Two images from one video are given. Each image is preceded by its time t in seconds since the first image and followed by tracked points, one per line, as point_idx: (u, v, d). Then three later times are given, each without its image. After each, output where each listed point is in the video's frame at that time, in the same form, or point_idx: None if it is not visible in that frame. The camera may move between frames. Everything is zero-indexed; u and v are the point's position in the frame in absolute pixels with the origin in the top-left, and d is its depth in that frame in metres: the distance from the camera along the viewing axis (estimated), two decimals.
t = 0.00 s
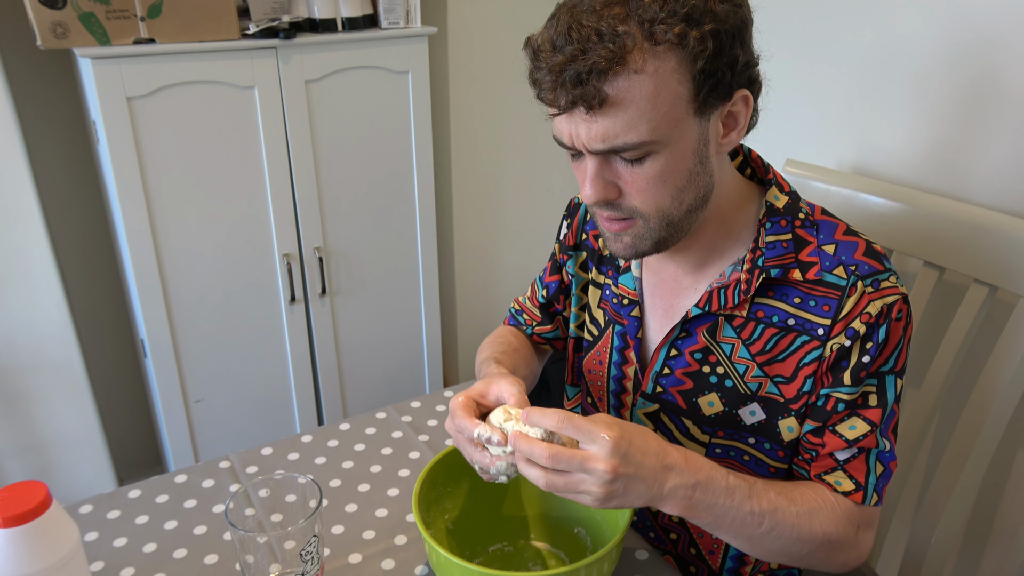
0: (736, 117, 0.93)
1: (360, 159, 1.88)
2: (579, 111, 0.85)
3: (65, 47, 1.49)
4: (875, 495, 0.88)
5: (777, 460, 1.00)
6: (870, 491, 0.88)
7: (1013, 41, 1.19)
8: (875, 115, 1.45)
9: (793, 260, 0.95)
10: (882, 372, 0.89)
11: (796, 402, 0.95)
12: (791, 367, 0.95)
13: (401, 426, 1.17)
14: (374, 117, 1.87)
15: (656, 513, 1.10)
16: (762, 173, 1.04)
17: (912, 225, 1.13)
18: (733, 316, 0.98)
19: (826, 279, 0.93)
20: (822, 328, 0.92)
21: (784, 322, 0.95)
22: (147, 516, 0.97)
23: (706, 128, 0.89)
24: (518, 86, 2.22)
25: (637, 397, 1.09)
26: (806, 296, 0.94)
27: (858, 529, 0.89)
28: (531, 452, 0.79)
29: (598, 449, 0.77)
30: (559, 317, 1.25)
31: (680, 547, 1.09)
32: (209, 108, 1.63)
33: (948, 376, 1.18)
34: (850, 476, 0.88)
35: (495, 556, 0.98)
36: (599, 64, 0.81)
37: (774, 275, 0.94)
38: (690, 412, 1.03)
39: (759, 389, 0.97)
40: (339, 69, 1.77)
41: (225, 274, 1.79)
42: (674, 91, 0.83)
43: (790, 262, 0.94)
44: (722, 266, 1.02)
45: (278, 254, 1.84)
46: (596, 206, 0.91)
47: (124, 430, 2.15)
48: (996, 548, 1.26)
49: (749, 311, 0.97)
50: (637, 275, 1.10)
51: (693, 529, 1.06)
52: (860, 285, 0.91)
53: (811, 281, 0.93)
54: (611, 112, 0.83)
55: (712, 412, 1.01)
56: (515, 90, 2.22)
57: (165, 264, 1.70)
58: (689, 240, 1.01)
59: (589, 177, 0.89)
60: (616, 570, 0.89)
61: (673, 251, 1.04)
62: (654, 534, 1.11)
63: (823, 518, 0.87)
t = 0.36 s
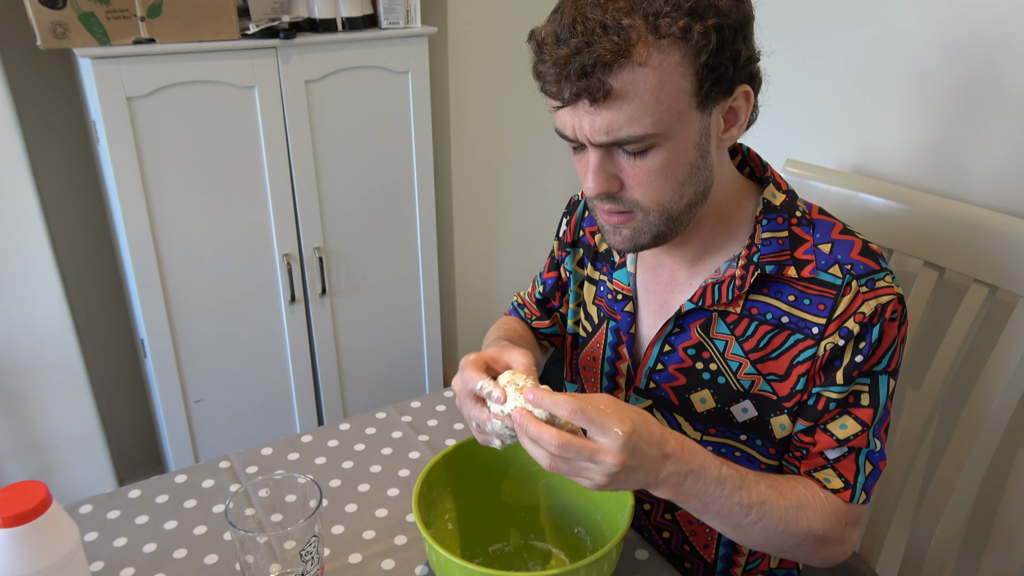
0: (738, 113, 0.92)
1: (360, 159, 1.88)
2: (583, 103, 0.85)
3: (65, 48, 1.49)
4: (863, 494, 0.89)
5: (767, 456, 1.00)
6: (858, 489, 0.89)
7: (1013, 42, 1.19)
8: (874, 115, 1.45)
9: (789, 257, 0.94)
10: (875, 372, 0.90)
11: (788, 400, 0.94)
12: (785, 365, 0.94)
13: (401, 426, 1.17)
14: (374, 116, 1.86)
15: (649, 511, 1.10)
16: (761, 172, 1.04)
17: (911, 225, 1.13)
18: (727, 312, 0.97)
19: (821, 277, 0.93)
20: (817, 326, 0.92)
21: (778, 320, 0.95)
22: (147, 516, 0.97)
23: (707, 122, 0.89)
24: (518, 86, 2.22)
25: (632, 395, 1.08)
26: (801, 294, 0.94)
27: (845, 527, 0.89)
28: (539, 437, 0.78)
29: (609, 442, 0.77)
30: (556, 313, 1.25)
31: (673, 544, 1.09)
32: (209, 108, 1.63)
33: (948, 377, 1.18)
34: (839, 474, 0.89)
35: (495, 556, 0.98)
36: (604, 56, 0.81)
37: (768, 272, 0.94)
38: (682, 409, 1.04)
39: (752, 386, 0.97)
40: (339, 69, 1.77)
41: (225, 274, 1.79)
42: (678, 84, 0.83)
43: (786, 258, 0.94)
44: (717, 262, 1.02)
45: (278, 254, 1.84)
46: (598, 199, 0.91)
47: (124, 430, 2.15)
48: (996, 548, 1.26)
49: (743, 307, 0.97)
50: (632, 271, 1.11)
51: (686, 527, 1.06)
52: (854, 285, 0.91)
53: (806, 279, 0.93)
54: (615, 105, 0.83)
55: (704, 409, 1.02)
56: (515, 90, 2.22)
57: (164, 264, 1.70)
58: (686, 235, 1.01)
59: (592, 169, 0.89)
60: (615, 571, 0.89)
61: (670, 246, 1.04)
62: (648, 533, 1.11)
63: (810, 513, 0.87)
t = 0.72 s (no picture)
0: (739, 110, 0.93)
1: (360, 158, 1.88)
2: (586, 93, 0.84)
3: (65, 48, 1.49)
4: (869, 491, 0.88)
5: (771, 455, 1.00)
6: (865, 486, 0.88)
7: (1013, 41, 1.19)
8: (874, 115, 1.45)
9: (789, 253, 0.94)
10: (877, 367, 0.89)
11: (791, 397, 0.95)
12: (786, 362, 0.94)
13: (401, 426, 1.17)
14: (374, 117, 1.87)
15: (650, 510, 1.10)
16: (759, 170, 1.04)
17: (911, 224, 1.13)
18: (728, 310, 0.97)
19: (821, 273, 0.93)
20: (818, 322, 0.92)
21: (779, 316, 0.95)
22: (147, 516, 0.97)
23: (709, 117, 0.89)
24: (518, 86, 2.22)
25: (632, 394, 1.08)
26: (802, 290, 0.93)
27: (854, 524, 0.88)
28: (527, 419, 0.80)
29: (594, 423, 0.77)
30: (555, 311, 1.24)
31: (673, 544, 1.09)
32: (209, 108, 1.63)
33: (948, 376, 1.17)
34: (845, 470, 0.89)
35: (496, 555, 0.99)
36: (609, 45, 0.81)
37: (770, 268, 0.94)
38: (683, 406, 1.05)
39: (753, 383, 0.97)
40: (339, 69, 1.77)
41: (225, 275, 1.79)
42: (682, 76, 0.83)
43: (786, 255, 0.94)
44: (717, 260, 1.02)
45: (278, 254, 1.84)
46: (599, 191, 0.90)
47: (124, 430, 2.15)
48: (996, 548, 1.26)
49: (745, 305, 0.97)
50: (632, 270, 1.11)
51: (687, 526, 1.06)
52: (856, 279, 0.91)
53: (807, 275, 0.93)
54: (618, 94, 0.82)
55: (705, 407, 1.03)
56: (515, 90, 2.22)
57: (164, 264, 1.70)
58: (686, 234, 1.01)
59: (593, 160, 0.89)
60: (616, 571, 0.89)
61: (671, 244, 1.04)
62: (648, 532, 1.11)
63: (817, 507, 0.86)
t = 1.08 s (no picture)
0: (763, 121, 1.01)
1: (360, 158, 1.88)
2: (713, 44, 0.85)
3: (65, 48, 1.49)
4: (885, 485, 0.88)
5: (773, 455, 0.99)
6: (880, 481, 0.88)
7: (1012, 41, 1.19)
8: (874, 115, 1.45)
9: (779, 254, 0.95)
10: (881, 363, 0.89)
11: (789, 397, 0.95)
12: (782, 363, 0.94)
13: (401, 426, 1.17)
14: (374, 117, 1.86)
15: (654, 515, 1.09)
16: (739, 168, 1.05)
17: (911, 225, 1.13)
18: (723, 315, 0.97)
19: (812, 272, 0.93)
20: (812, 322, 0.92)
21: (772, 319, 0.94)
22: (147, 516, 0.97)
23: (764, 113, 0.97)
24: (519, 86, 2.22)
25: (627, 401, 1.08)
26: (793, 291, 0.94)
27: (872, 520, 0.88)
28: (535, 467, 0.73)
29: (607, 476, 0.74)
30: (553, 323, 1.23)
31: (678, 549, 1.09)
32: (209, 109, 1.63)
33: (949, 376, 1.17)
34: (859, 468, 0.88)
35: (496, 556, 0.98)
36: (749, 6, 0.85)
37: (760, 271, 0.94)
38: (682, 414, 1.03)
39: (751, 386, 0.97)
40: (339, 69, 1.77)
41: (225, 275, 1.79)
42: (773, 62, 0.90)
43: (775, 256, 0.95)
44: (710, 266, 1.02)
45: (278, 254, 1.84)
46: (681, 155, 0.88)
47: (124, 430, 2.15)
48: (996, 549, 1.26)
49: (739, 309, 0.96)
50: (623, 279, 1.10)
51: (692, 530, 1.06)
52: (846, 277, 0.91)
53: (797, 275, 0.94)
54: (741, 54, 0.86)
55: (704, 413, 1.01)
56: (515, 91, 2.22)
57: (164, 264, 1.70)
58: (679, 242, 1.00)
59: (687, 119, 0.88)
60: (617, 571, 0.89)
61: (664, 253, 1.03)
62: (653, 535, 1.11)
63: (839, 514, 0.86)
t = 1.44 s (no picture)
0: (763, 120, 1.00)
1: (360, 158, 1.88)
2: (705, 36, 0.85)
3: (65, 47, 1.49)
4: (878, 497, 0.89)
5: (774, 467, 1.00)
6: (874, 493, 0.89)
7: (1013, 43, 1.19)
8: (875, 116, 1.45)
9: (787, 270, 0.94)
10: (883, 378, 0.89)
11: (796, 412, 0.94)
12: (789, 378, 0.94)
13: (401, 426, 1.17)
14: (374, 116, 1.86)
15: (652, 527, 1.09)
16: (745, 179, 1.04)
17: (911, 226, 1.13)
18: (728, 329, 0.96)
19: (820, 288, 0.92)
20: (819, 339, 0.91)
21: (779, 333, 0.94)
22: (147, 516, 0.97)
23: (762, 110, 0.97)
24: (519, 87, 2.22)
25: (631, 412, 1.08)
26: (800, 306, 0.93)
27: (862, 531, 0.89)
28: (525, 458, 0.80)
29: (591, 454, 0.77)
30: (555, 328, 1.23)
31: (677, 562, 1.08)
32: (209, 109, 1.63)
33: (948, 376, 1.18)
34: (853, 479, 0.89)
35: (495, 556, 0.98)
36: None
37: (768, 288, 0.93)
38: (687, 425, 1.03)
39: (755, 401, 0.96)
40: (339, 69, 1.77)
41: (225, 275, 1.79)
42: (768, 52, 0.90)
43: (784, 271, 0.94)
44: (716, 279, 1.01)
45: (277, 254, 1.84)
46: (681, 151, 0.87)
47: (124, 430, 2.15)
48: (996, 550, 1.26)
49: (744, 323, 0.95)
50: (624, 288, 1.09)
51: (690, 545, 1.06)
52: (854, 294, 0.91)
53: (805, 290, 0.93)
54: (735, 44, 0.86)
55: (709, 425, 1.01)
56: (516, 92, 2.22)
57: (164, 264, 1.70)
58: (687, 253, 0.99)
59: (685, 115, 0.88)
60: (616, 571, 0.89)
61: (668, 265, 1.02)
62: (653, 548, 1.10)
63: (827, 518, 0.87)
